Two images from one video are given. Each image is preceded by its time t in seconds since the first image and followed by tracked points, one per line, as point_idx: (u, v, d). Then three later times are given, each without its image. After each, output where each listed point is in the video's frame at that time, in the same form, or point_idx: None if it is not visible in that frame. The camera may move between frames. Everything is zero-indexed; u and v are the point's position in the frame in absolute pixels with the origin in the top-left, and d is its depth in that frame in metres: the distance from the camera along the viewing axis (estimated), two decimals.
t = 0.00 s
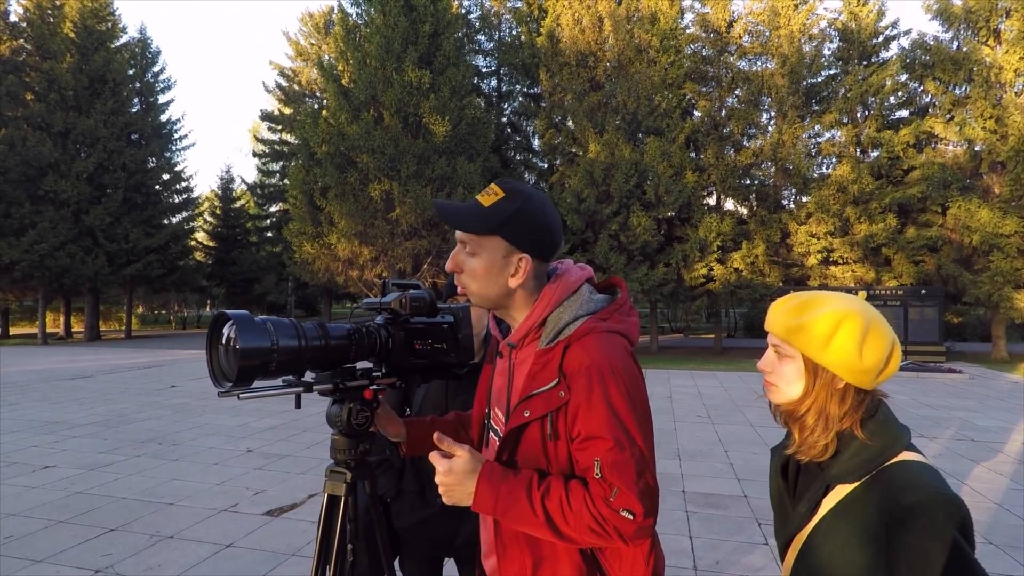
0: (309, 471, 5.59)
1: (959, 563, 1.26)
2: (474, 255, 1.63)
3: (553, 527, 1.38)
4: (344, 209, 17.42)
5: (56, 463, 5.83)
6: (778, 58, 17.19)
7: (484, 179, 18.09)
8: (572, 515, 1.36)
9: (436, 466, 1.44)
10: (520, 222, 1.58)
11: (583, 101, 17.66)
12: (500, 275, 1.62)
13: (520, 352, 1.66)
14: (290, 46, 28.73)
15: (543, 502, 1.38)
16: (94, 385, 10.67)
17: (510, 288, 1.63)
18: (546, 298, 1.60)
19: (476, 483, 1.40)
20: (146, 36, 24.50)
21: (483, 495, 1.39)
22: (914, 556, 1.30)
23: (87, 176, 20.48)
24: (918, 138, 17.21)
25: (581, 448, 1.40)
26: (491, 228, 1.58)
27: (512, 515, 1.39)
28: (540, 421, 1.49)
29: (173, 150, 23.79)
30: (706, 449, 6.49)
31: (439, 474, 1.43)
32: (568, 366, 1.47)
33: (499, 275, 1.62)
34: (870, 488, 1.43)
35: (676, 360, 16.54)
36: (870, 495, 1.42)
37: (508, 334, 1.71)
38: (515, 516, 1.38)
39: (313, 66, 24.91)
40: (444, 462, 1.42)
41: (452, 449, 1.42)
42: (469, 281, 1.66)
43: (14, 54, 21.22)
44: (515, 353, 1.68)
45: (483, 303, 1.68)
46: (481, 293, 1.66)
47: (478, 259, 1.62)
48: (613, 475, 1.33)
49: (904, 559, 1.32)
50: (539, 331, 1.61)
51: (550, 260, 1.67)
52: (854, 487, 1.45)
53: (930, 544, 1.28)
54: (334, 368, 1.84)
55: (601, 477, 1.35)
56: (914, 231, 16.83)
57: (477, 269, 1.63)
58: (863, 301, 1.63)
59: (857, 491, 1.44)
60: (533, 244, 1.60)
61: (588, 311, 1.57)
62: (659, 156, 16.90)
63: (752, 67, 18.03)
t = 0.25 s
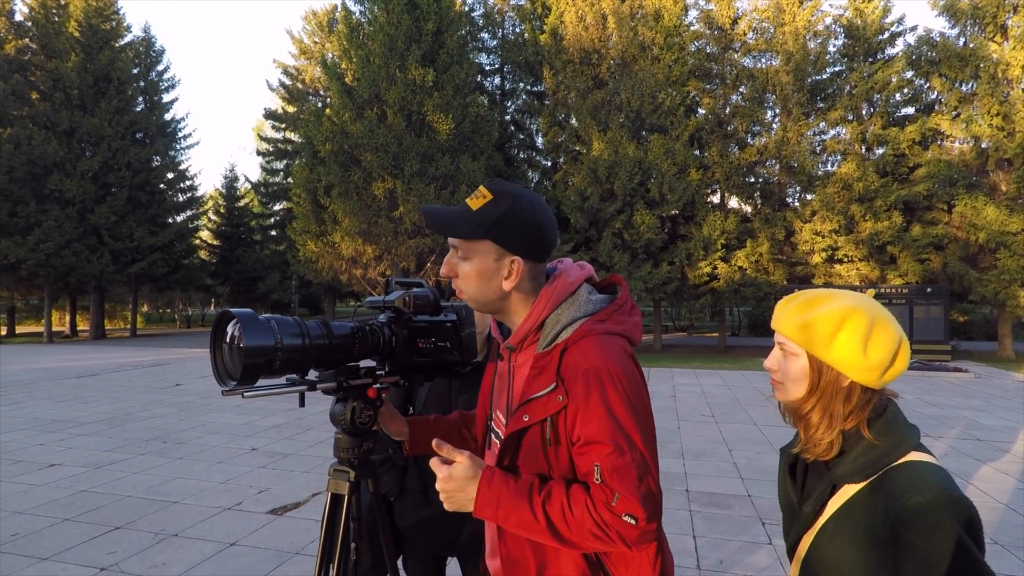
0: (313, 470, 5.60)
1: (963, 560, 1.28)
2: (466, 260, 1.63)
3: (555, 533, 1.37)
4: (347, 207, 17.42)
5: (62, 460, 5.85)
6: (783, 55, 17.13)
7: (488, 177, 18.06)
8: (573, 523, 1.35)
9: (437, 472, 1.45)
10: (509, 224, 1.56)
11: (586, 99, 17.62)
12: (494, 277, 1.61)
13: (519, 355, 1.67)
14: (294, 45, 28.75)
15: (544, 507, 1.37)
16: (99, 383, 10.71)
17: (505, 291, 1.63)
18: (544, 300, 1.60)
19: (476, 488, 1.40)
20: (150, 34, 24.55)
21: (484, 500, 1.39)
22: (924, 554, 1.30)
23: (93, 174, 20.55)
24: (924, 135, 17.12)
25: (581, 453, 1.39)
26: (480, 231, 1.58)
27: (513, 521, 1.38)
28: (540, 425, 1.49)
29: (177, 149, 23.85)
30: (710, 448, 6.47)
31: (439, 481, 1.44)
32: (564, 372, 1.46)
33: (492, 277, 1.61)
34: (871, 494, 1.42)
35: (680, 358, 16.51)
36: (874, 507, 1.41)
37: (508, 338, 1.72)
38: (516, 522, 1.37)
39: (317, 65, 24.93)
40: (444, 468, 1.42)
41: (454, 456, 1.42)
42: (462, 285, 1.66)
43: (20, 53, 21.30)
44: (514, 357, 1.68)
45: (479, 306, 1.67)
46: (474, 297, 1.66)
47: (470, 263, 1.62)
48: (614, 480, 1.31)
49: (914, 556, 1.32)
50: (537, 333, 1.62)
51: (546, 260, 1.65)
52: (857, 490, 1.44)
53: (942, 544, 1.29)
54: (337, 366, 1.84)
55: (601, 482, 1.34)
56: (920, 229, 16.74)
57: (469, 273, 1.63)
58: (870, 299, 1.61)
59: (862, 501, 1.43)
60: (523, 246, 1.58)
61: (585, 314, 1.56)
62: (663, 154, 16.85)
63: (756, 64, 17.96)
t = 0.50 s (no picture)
0: (313, 473, 5.59)
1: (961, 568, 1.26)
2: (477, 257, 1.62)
3: (564, 528, 1.37)
4: (347, 210, 17.43)
5: (61, 464, 5.85)
6: (782, 57, 17.17)
7: (487, 180, 18.08)
8: (582, 512, 1.35)
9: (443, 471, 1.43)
10: (521, 222, 1.59)
11: (585, 102, 17.67)
12: (503, 274, 1.61)
13: (521, 356, 1.66)
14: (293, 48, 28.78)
15: (553, 499, 1.37)
16: (98, 386, 10.70)
17: (515, 288, 1.63)
18: (548, 299, 1.61)
19: (484, 485, 1.40)
20: (149, 38, 24.59)
21: (493, 495, 1.39)
22: (921, 559, 1.30)
23: (92, 178, 20.57)
24: (922, 137, 17.15)
25: (588, 446, 1.39)
26: (493, 228, 1.59)
27: (522, 516, 1.38)
28: (545, 421, 1.48)
29: (176, 152, 23.87)
30: (710, 450, 6.48)
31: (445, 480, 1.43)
32: (572, 367, 1.46)
33: (502, 274, 1.61)
34: (864, 503, 1.43)
35: (680, 360, 16.52)
36: (873, 517, 1.40)
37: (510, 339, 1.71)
38: (525, 515, 1.38)
39: (316, 68, 24.97)
40: (452, 467, 1.41)
41: (461, 453, 1.42)
42: (471, 282, 1.64)
43: (19, 57, 21.33)
44: (517, 357, 1.68)
45: (485, 305, 1.66)
46: (485, 295, 1.64)
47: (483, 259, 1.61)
48: (622, 471, 1.32)
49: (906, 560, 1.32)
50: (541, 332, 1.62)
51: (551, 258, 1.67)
52: (845, 503, 1.46)
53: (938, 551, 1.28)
54: (337, 369, 1.84)
55: (611, 472, 1.34)
56: (919, 231, 16.77)
57: (483, 269, 1.62)
58: (868, 301, 1.62)
59: (860, 510, 1.43)
60: (535, 242, 1.61)
61: (589, 312, 1.57)
62: (662, 156, 16.87)
63: (755, 67, 18.01)
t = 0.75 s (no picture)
0: (311, 469, 5.59)
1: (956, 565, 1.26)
2: (520, 239, 1.63)
3: (577, 505, 1.38)
4: (345, 207, 17.40)
5: (58, 460, 5.84)
6: (781, 54, 17.14)
7: (486, 177, 18.05)
8: (594, 490, 1.36)
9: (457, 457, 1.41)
10: (551, 212, 1.69)
11: (585, 98, 17.65)
12: (532, 261, 1.64)
13: (525, 344, 1.68)
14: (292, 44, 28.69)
15: (564, 476, 1.39)
16: (96, 383, 10.68)
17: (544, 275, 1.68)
18: (552, 288, 1.65)
19: (499, 467, 1.39)
20: (147, 34, 24.51)
21: (507, 478, 1.38)
22: (920, 554, 1.29)
23: (90, 174, 20.53)
24: (921, 134, 17.14)
25: (598, 423, 1.43)
26: (535, 212, 1.64)
27: (536, 498, 1.38)
28: (555, 404, 1.51)
29: (175, 148, 23.82)
30: (708, 446, 6.48)
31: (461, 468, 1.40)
32: (582, 349, 1.51)
33: (534, 261, 1.64)
34: (861, 497, 1.42)
35: (678, 357, 16.52)
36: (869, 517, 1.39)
37: (513, 328, 1.73)
38: (538, 494, 1.38)
39: (315, 65, 24.90)
40: (468, 452, 1.39)
41: (475, 439, 1.39)
42: (507, 266, 1.62)
43: (17, 53, 21.26)
44: (519, 346, 1.70)
45: (513, 293, 1.64)
46: (521, 278, 1.62)
47: (526, 241, 1.63)
48: (632, 443, 1.36)
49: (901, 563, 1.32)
50: (544, 322, 1.65)
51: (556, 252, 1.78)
52: (839, 503, 1.47)
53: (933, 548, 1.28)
54: (335, 365, 1.83)
55: (622, 446, 1.38)
56: (917, 228, 16.78)
57: (523, 251, 1.62)
58: (866, 297, 1.61)
59: (857, 508, 1.42)
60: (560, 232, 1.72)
61: (592, 301, 1.63)
62: (661, 153, 16.85)
63: (754, 63, 17.99)
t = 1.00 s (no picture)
0: (310, 468, 5.59)
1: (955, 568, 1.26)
2: (530, 233, 1.69)
3: (595, 484, 1.42)
4: (345, 206, 17.38)
5: (58, 459, 5.84)
6: (781, 52, 17.13)
7: (486, 176, 18.03)
8: (608, 469, 1.42)
9: (478, 449, 1.38)
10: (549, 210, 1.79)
11: (584, 97, 17.65)
12: (537, 255, 1.70)
13: (528, 337, 1.71)
14: (291, 43, 28.65)
15: (582, 458, 1.43)
16: (95, 382, 10.68)
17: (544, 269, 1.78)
18: (550, 282, 1.70)
19: (520, 452, 1.39)
20: (146, 33, 24.48)
21: (529, 464, 1.39)
22: (918, 551, 1.29)
23: (89, 173, 20.50)
24: (921, 132, 17.13)
25: (606, 405, 1.49)
26: (541, 209, 1.72)
27: (559, 479, 1.40)
28: (565, 388, 1.54)
29: (174, 147, 23.80)
30: (707, 444, 6.49)
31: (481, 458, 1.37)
32: (589, 335, 1.55)
33: (538, 256, 1.71)
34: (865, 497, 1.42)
35: (678, 356, 16.51)
36: (872, 514, 1.38)
37: (514, 322, 1.75)
38: (561, 480, 1.40)
39: (314, 63, 24.87)
40: (490, 439, 1.36)
41: (495, 428, 1.37)
42: (519, 259, 1.67)
43: (15, 52, 21.22)
44: (523, 338, 1.71)
45: (520, 285, 1.68)
46: (530, 271, 1.68)
47: (534, 236, 1.70)
48: (641, 419, 1.44)
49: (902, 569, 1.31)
50: (545, 315, 1.69)
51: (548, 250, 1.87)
52: (842, 503, 1.47)
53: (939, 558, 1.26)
54: (333, 364, 1.83)
55: (632, 424, 1.45)
56: (917, 226, 16.78)
57: (533, 246, 1.69)
58: (863, 293, 1.61)
59: (859, 507, 1.41)
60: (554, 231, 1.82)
61: (587, 293, 1.68)
62: (661, 151, 16.84)
63: (754, 62, 17.98)
